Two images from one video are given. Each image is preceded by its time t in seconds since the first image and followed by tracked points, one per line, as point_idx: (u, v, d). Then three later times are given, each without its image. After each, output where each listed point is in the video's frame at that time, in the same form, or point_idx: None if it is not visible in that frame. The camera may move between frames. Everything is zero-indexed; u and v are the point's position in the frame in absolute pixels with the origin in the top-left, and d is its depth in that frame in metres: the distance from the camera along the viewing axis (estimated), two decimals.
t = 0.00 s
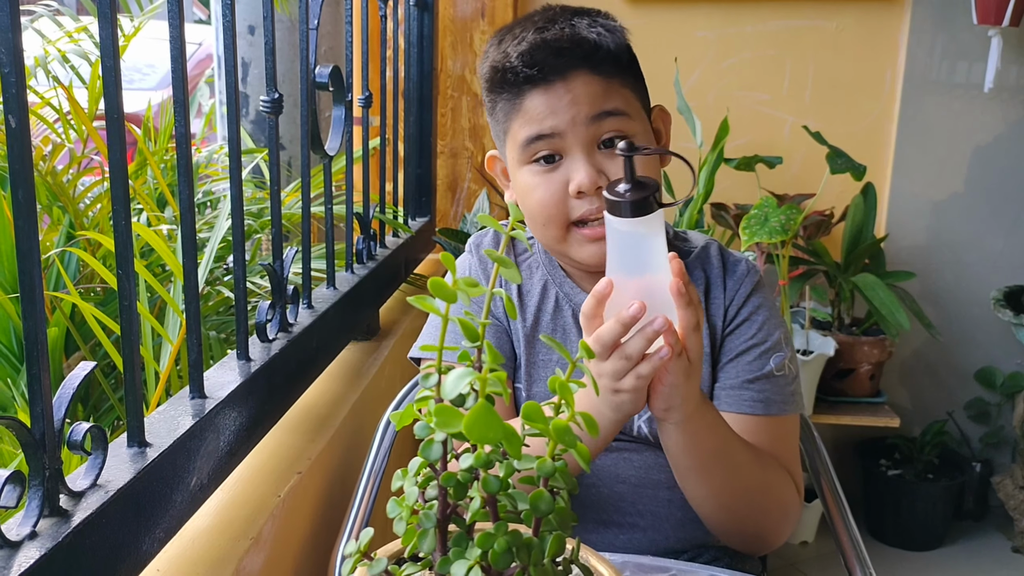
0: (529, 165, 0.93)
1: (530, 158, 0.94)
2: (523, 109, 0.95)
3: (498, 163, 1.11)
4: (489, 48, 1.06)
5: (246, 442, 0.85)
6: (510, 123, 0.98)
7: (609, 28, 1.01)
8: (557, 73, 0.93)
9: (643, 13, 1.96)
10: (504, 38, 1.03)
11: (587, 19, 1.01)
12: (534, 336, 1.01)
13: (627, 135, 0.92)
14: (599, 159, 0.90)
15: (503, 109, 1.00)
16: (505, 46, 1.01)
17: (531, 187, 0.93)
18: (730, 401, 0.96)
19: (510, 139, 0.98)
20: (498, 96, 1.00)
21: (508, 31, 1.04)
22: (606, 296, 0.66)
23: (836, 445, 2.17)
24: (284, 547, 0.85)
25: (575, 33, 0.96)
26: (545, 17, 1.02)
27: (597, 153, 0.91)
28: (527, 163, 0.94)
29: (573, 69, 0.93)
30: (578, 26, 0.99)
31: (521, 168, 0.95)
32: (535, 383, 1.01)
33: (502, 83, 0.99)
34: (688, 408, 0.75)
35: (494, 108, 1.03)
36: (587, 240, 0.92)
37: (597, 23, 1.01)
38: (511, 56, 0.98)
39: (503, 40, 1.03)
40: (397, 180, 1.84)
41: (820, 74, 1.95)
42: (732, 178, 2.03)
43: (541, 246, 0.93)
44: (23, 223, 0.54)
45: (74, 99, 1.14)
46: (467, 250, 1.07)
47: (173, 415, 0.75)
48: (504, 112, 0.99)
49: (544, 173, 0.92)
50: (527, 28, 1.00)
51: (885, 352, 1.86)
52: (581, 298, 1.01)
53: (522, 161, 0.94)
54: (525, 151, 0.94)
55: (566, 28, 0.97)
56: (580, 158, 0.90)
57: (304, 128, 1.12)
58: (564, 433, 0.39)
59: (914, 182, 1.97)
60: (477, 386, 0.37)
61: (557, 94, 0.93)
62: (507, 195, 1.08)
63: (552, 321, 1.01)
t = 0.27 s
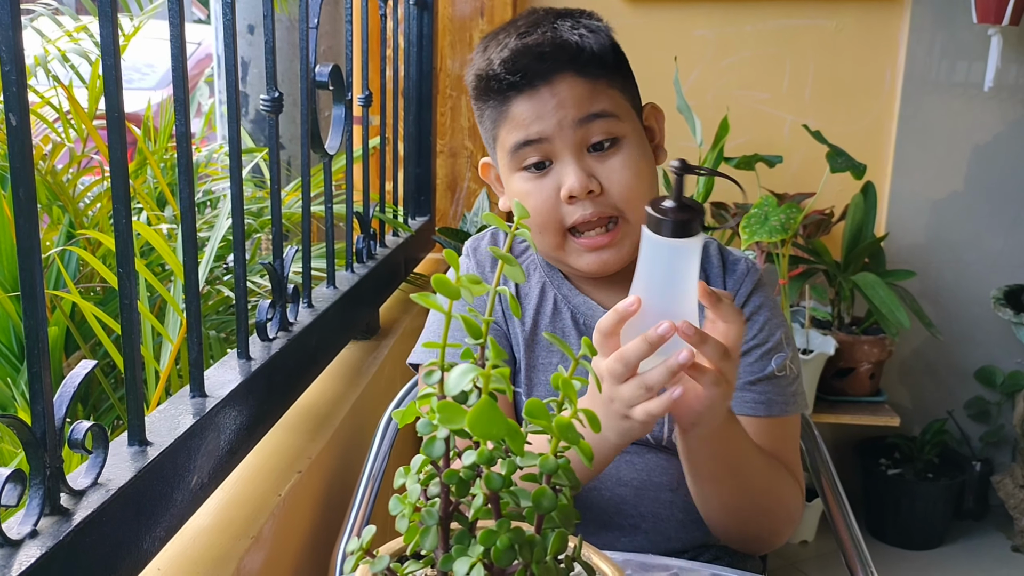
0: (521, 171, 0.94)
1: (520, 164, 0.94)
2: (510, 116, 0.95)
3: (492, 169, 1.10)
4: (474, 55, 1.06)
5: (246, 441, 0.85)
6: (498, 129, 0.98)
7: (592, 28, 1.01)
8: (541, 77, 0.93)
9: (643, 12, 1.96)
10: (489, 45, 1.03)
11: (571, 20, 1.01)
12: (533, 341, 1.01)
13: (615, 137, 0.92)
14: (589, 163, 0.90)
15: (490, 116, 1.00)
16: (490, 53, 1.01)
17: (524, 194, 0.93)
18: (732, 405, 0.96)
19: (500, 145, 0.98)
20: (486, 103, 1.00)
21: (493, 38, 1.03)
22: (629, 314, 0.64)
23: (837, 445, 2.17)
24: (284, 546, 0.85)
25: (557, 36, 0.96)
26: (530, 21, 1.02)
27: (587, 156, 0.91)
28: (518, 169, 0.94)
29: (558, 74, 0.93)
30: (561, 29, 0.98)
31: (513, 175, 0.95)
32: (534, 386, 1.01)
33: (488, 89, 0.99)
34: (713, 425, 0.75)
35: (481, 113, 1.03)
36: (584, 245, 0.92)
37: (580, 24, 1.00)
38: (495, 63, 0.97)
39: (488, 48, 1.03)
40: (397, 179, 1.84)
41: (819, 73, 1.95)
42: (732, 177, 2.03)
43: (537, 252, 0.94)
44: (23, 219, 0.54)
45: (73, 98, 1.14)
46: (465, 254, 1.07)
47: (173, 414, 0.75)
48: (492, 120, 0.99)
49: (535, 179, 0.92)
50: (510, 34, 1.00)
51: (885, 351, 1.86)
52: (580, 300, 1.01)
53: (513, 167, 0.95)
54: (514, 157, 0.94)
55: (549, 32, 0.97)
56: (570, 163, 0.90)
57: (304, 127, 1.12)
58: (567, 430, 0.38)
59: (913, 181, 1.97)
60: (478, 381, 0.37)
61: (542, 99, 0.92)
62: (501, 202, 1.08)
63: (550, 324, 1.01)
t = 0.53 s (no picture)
0: (533, 160, 0.93)
1: (533, 152, 0.93)
2: (528, 102, 0.94)
3: (486, 159, 1.11)
4: (483, 42, 1.06)
5: (245, 440, 0.85)
6: (512, 116, 0.97)
7: (611, 21, 1.02)
8: (567, 65, 0.93)
9: (643, 10, 1.95)
10: (502, 31, 1.03)
11: (590, 11, 1.02)
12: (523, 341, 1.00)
13: (632, 131, 0.92)
14: (607, 156, 0.90)
15: (504, 103, 0.98)
16: (507, 37, 1.01)
17: (535, 182, 0.92)
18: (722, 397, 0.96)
19: (510, 133, 0.97)
20: (500, 88, 0.99)
21: (506, 21, 1.04)
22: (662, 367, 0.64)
23: (836, 443, 2.17)
24: (283, 544, 0.85)
25: (584, 25, 0.97)
26: (547, 10, 1.02)
27: (604, 149, 0.91)
28: (530, 157, 0.93)
29: (584, 63, 0.93)
30: (583, 17, 1.00)
31: (524, 162, 0.94)
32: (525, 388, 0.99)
33: (507, 73, 0.98)
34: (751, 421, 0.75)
35: (491, 99, 1.01)
36: (593, 239, 0.92)
37: (599, 16, 1.02)
38: (519, 46, 0.97)
39: (501, 32, 1.03)
40: (396, 177, 1.84)
41: (819, 71, 1.95)
42: (731, 175, 2.02)
43: (543, 242, 0.94)
44: (21, 217, 0.54)
45: (72, 96, 1.14)
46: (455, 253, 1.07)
47: (172, 411, 0.75)
48: (506, 106, 0.98)
49: (549, 168, 0.91)
50: (531, 20, 1.00)
51: (885, 349, 1.86)
52: (570, 299, 1.01)
53: (524, 155, 0.94)
54: (529, 145, 0.93)
55: (573, 20, 0.98)
56: (588, 154, 0.90)
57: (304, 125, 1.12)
58: (564, 426, 0.38)
59: (913, 179, 1.97)
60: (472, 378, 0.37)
61: (567, 85, 0.92)
62: (496, 194, 1.08)
63: (539, 324, 1.00)
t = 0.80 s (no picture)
0: (532, 155, 0.93)
1: (532, 148, 0.93)
2: (528, 97, 0.94)
3: (487, 151, 1.10)
4: (487, 34, 1.06)
5: (240, 437, 0.85)
6: (512, 111, 0.96)
7: (616, 19, 1.02)
8: (568, 64, 0.93)
9: (639, 7, 1.95)
10: (506, 23, 1.03)
11: (595, 8, 1.02)
12: (520, 335, 1.01)
13: (632, 130, 0.91)
14: (605, 154, 0.90)
15: (504, 97, 0.98)
16: (510, 31, 1.00)
17: (534, 178, 0.92)
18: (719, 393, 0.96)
19: (510, 127, 0.96)
20: (501, 82, 0.99)
21: (510, 14, 1.04)
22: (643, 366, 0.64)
23: (833, 439, 2.17)
24: (279, 541, 0.85)
25: (589, 23, 0.97)
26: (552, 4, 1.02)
27: (602, 148, 0.90)
28: (529, 153, 0.93)
29: (584, 61, 0.93)
30: (587, 15, 0.99)
31: (523, 157, 0.94)
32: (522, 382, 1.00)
33: (508, 68, 0.97)
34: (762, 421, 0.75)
35: (493, 92, 1.01)
36: (591, 234, 0.92)
37: (605, 14, 1.02)
38: (520, 41, 0.97)
39: (505, 25, 1.02)
40: (392, 174, 1.84)
41: (815, 68, 1.95)
42: (728, 172, 2.03)
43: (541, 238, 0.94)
44: (16, 212, 0.54)
45: (67, 93, 1.14)
46: (454, 248, 1.07)
47: (168, 407, 0.75)
48: (506, 100, 0.98)
49: (547, 165, 0.91)
50: (535, 15, 1.00)
51: (881, 345, 1.86)
52: (567, 294, 1.01)
53: (524, 150, 0.93)
54: (527, 141, 0.93)
55: (577, 17, 0.98)
56: (586, 152, 0.89)
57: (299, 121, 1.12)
58: (561, 418, 0.38)
59: (909, 176, 1.97)
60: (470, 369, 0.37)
61: (569, 82, 0.92)
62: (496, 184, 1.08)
63: (537, 319, 1.01)
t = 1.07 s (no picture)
0: (508, 157, 0.93)
1: (509, 149, 0.93)
2: (504, 100, 0.94)
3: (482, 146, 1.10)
4: (478, 31, 1.05)
5: (234, 435, 0.84)
6: (491, 111, 0.97)
7: (600, 20, 1.00)
8: (540, 66, 0.92)
9: (634, 4, 1.95)
10: (494, 21, 1.02)
11: (578, 8, 1.00)
12: (517, 333, 1.01)
13: (609, 134, 0.91)
14: (579, 158, 0.90)
15: (484, 96, 0.99)
16: (494, 31, 1.00)
17: (509, 180, 0.93)
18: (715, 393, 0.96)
19: (491, 126, 0.97)
20: (481, 83, 0.99)
21: (498, 13, 1.03)
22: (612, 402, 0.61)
23: (828, 436, 2.18)
24: (273, 539, 0.84)
25: (562, 26, 0.94)
26: (538, 4, 1.00)
27: (577, 152, 0.90)
28: (506, 154, 0.93)
29: (559, 64, 0.92)
30: (567, 17, 0.97)
31: (501, 158, 0.94)
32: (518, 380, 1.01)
33: (484, 70, 0.98)
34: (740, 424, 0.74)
35: (477, 92, 1.01)
36: (563, 237, 0.93)
37: (588, 14, 1.00)
38: (495, 45, 0.96)
39: (492, 23, 1.02)
40: (387, 171, 1.83)
41: (811, 65, 1.95)
42: (723, 169, 2.03)
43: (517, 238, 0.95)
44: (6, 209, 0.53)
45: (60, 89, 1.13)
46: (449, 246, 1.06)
47: (161, 404, 0.74)
48: (486, 100, 0.98)
49: (521, 167, 0.92)
50: (516, 15, 0.99)
51: (876, 342, 1.86)
52: (564, 292, 1.01)
53: (501, 151, 0.94)
54: (504, 141, 0.93)
55: (554, 20, 0.96)
56: (559, 157, 0.89)
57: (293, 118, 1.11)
58: (554, 414, 0.38)
59: (904, 173, 1.98)
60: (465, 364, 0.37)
61: (541, 88, 0.91)
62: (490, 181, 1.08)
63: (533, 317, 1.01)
